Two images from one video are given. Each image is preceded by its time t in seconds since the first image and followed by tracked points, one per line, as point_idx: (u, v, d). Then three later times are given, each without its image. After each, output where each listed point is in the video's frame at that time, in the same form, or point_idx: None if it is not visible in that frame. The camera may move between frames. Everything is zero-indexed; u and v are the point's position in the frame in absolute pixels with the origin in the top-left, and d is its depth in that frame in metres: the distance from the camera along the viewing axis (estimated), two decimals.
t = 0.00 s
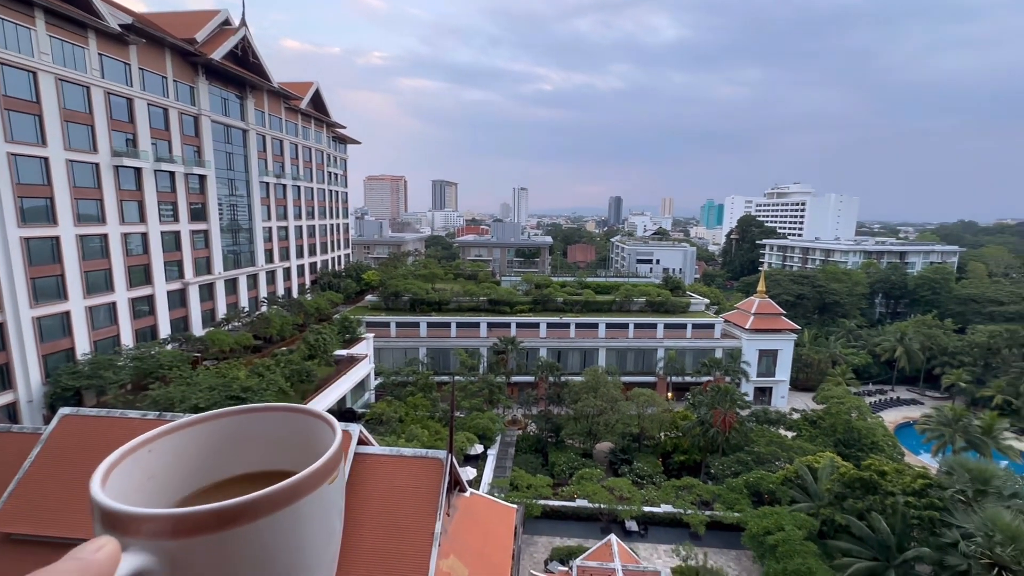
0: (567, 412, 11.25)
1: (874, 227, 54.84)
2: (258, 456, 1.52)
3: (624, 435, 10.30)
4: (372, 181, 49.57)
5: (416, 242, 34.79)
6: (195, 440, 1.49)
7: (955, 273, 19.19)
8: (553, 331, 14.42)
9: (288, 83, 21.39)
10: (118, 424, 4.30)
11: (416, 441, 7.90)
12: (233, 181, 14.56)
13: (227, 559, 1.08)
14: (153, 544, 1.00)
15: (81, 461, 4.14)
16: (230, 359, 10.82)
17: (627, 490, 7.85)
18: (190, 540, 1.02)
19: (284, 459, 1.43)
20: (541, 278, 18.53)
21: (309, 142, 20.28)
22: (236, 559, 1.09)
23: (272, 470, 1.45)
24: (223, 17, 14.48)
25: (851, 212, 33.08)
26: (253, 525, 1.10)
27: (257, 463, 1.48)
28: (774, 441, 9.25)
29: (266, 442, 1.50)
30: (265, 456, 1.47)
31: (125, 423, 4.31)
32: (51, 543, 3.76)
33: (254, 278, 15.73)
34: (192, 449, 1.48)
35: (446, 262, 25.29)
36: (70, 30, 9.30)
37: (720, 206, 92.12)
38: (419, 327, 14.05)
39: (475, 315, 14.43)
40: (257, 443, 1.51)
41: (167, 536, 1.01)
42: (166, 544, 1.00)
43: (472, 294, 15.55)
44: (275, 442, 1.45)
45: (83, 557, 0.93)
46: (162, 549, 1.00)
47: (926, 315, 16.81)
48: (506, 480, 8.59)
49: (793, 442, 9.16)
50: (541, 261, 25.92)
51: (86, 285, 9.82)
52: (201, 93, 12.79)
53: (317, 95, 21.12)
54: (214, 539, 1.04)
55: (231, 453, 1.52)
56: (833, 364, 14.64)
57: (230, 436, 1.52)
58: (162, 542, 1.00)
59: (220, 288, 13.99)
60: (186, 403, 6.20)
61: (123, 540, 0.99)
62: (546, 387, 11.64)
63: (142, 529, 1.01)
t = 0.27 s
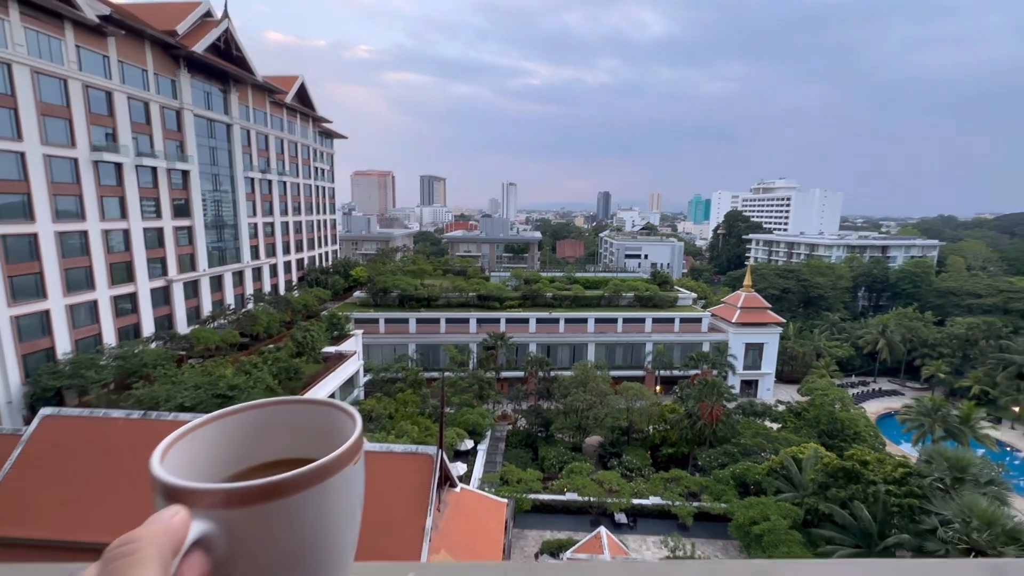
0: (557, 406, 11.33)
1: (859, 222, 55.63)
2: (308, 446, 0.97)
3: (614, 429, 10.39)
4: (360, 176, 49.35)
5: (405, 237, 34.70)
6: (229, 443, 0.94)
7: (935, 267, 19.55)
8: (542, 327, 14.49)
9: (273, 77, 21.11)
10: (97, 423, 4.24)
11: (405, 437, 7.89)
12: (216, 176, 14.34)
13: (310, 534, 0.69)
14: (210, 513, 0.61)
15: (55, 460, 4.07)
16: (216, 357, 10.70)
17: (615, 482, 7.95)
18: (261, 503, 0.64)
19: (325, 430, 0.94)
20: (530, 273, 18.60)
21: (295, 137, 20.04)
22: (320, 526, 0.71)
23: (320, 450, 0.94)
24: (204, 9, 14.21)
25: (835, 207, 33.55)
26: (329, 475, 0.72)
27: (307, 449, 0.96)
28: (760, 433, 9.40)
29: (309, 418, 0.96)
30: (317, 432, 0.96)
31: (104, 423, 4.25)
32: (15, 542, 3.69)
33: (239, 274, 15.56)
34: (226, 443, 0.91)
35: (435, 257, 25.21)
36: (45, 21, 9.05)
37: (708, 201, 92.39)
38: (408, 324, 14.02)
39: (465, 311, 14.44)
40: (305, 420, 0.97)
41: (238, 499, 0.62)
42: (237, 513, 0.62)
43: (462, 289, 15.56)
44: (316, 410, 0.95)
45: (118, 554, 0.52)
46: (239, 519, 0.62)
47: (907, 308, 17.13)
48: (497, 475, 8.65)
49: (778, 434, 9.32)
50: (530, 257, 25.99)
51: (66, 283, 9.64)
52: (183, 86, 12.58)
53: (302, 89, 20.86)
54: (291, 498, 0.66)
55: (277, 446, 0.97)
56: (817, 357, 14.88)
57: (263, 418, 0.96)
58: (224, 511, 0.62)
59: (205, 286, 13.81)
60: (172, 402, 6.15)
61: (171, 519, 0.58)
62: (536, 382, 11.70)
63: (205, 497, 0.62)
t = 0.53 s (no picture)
0: (540, 402, 11.39)
1: (835, 219, 56.82)
2: (340, 454, 0.93)
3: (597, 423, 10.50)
4: (341, 171, 48.77)
5: (387, 233, 34.43)
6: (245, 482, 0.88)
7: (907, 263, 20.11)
8: (526, 322, 14.53)
9: (251, 68, 20.69)
10: (71, 425, 4.18)
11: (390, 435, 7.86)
12: (192, 170, 14.05)
13: (352, 531, 0.69)
14: (262, 514, 0.61)
15: (24, 461, 3.99)
16: (193, 355, 10.51)
17: (598, 476, 8.05)
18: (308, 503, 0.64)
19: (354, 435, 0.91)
20: (513, 269, 18.62)
21: (274, 130, 19.70)
22: (360, 526, 0.71)
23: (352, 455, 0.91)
24: None
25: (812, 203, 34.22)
26: (362, 475, 0.72)
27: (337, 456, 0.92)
28: (739, 425, 9.60)
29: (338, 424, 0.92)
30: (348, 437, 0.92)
31: (78, 424, 4.20)
32: None
33: (216, 271, 15.30)
34: (253, 457, 0.87)
35: (418, 253, 25.06)
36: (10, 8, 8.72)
37: (690, 197, 92.07)
38: (391, 320, 13.94)
39: (448, 307, 14.41)
40: (336, 427, 0.93)
41: (287, 497, 0.63)
42: (287, 512, 0.62)
43: (445, 285, 15.51)
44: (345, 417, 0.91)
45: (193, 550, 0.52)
46: (287, 518, 0.62)
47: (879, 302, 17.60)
48: (481, 470, 8.68)
49: (756, 426, 9.53)
50: (514, 253, 26.02)
51: (35, 280, 9.37)
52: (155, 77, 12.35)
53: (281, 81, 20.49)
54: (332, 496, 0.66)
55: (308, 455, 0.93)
56: (793, 351, 15.22)
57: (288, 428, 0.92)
58: (273, 511, 0.62)
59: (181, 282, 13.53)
60: (148, 400, 6.06)
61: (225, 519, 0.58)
62: (520, 377, 11.74)
63: (257, 497, 0.62)
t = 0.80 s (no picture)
0: (518, 405, 11.41)
1: (804, 224, 58.52)
2: (349, 468, 0.93)
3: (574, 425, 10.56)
4: (315, 173, 48.04)
5: (363, 236, 34.03)
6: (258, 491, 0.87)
7: (870, 266, 20.85)
8: (504, 326, 14.54)
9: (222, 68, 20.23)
10: (29, 437, 4.02)
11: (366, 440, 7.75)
12: (159, 171, 13.68)
13: (371, 539, 0.71)
14: (293, 523, 0.63)
15: None
16: (161, 362, 10.19)
17: (576, 478, 8.10)
18: (331, 513, 0.66)
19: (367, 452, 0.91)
20: (491, 273, 18.61)
21: (246, 131, 19.31)
22: (375, 534, 0.73)
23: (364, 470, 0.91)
24: None
25: (781, 209, 35.19)
26: (378, 486, 0.74)
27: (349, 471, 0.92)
28: (713, 425, 9.79)
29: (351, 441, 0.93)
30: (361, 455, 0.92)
31: (34, 435, 4.04)
32: None
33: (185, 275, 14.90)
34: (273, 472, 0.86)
35: (395, 256, 24.84)
36: None
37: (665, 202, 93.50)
38: (367, 324, 13.77)
39: (425, 310, 14.32)
40: (345, 441, 0.94)
41: (315, 507, 0.65)
42: (314, 522, 0.64)
43: (422, 289, 15.41)
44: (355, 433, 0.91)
45: (238, 557, 0.54)
46: (313, 528, 0.64)
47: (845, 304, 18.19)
48: (459, 475, 8.63)
49: (729, 426, 9.74)
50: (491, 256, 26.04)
51: None
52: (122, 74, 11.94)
53: (253, 81, 20.09)
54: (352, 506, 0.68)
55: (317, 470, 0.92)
56: (765, 352, 15.60)
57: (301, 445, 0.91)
58: (300, 520, 0.63)
59: (148, 287, 13.11)
60: (113, 409, 5.87)
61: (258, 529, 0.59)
62: (498, 381, 11.75)
63: (287, 506, 0.63)
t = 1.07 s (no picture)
0: (500, 407, 11.41)
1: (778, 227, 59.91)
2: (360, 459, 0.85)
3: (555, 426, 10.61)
4: (293, 174, 47.35)
5: (342, 238, 33.65)
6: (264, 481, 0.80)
7: (840, 267, 21.45)
8: (485, 328, 14.54)
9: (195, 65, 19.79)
10: None
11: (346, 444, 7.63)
12: (129, 169, 13.38)
13: (393, 521, 0.66)
14: (322, 501, 0.59)
15: None
16: (130, 367, 9.89)
17: (557, 479, 8.13)
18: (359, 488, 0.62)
19: (377, 439, 0.82)
20: (473, 275, 18.58)
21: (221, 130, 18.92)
22: (402, 513, 0.69)
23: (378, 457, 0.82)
24: None
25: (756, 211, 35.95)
26: (397, 466, 0.69)
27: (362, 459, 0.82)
28: (692, 424, 9.93)
29: (361, 427, 0.83)
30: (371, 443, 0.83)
31: None
32: None
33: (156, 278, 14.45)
34: (292, 459, 0.77)
35: (375, 258, 24.62)
36: None
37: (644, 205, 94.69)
38: (347, 327, 13.62)
39: (406, 313, 14.24)
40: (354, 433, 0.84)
41: (344, 486, 0.60)
42: (343, 501, 0.60)
43: (402, 291, 15.32)
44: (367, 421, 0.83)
45: (282, 533, 0.51)
46: (341, 509, 0.59)
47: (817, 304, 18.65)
48: (441, 478, 8.59)
49: (707, 425, 9.89)
50: (472, 258, 26.02)
51: None
52: (89, 71, 11.63)
53: (228, 79, 19.71)
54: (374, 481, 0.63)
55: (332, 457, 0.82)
56: (741, 351, 15.91)
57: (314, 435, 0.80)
58: (329, 500, 0.59)
59: (117, 290, 12.73)
60: (80, 417, 5.69)
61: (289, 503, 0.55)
62: (480, 383, 11.74)
63: (317, 485, 0.59)
